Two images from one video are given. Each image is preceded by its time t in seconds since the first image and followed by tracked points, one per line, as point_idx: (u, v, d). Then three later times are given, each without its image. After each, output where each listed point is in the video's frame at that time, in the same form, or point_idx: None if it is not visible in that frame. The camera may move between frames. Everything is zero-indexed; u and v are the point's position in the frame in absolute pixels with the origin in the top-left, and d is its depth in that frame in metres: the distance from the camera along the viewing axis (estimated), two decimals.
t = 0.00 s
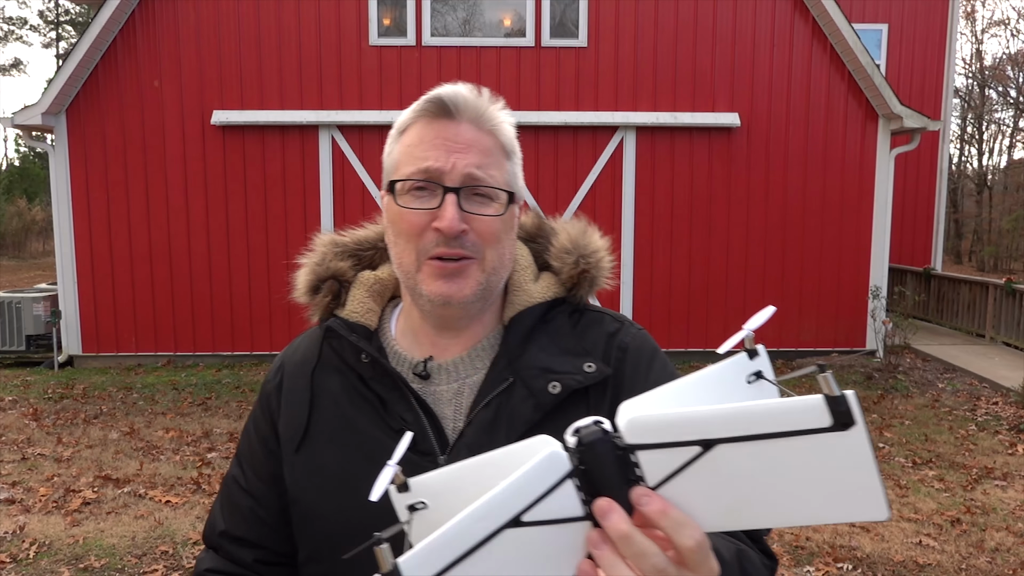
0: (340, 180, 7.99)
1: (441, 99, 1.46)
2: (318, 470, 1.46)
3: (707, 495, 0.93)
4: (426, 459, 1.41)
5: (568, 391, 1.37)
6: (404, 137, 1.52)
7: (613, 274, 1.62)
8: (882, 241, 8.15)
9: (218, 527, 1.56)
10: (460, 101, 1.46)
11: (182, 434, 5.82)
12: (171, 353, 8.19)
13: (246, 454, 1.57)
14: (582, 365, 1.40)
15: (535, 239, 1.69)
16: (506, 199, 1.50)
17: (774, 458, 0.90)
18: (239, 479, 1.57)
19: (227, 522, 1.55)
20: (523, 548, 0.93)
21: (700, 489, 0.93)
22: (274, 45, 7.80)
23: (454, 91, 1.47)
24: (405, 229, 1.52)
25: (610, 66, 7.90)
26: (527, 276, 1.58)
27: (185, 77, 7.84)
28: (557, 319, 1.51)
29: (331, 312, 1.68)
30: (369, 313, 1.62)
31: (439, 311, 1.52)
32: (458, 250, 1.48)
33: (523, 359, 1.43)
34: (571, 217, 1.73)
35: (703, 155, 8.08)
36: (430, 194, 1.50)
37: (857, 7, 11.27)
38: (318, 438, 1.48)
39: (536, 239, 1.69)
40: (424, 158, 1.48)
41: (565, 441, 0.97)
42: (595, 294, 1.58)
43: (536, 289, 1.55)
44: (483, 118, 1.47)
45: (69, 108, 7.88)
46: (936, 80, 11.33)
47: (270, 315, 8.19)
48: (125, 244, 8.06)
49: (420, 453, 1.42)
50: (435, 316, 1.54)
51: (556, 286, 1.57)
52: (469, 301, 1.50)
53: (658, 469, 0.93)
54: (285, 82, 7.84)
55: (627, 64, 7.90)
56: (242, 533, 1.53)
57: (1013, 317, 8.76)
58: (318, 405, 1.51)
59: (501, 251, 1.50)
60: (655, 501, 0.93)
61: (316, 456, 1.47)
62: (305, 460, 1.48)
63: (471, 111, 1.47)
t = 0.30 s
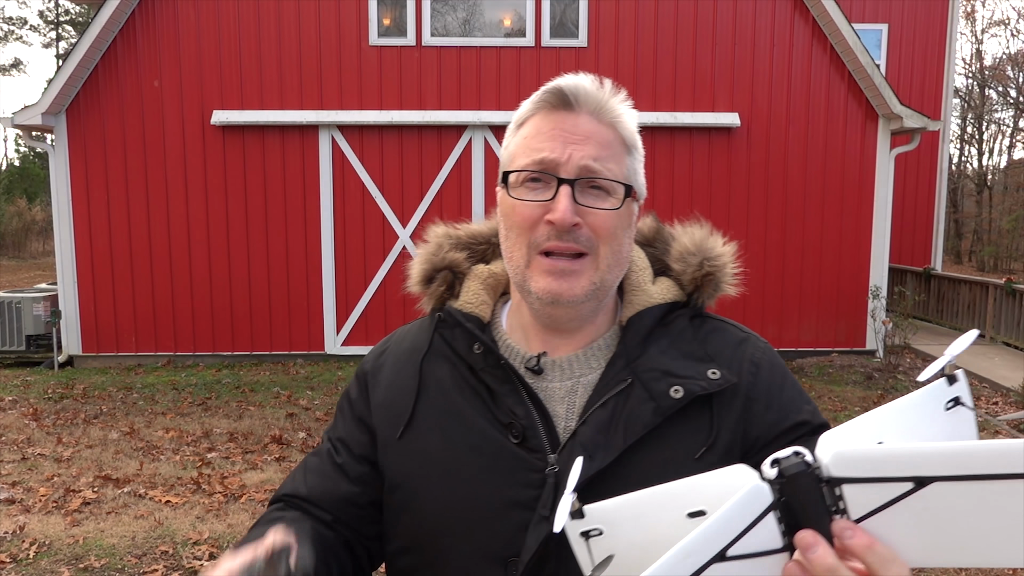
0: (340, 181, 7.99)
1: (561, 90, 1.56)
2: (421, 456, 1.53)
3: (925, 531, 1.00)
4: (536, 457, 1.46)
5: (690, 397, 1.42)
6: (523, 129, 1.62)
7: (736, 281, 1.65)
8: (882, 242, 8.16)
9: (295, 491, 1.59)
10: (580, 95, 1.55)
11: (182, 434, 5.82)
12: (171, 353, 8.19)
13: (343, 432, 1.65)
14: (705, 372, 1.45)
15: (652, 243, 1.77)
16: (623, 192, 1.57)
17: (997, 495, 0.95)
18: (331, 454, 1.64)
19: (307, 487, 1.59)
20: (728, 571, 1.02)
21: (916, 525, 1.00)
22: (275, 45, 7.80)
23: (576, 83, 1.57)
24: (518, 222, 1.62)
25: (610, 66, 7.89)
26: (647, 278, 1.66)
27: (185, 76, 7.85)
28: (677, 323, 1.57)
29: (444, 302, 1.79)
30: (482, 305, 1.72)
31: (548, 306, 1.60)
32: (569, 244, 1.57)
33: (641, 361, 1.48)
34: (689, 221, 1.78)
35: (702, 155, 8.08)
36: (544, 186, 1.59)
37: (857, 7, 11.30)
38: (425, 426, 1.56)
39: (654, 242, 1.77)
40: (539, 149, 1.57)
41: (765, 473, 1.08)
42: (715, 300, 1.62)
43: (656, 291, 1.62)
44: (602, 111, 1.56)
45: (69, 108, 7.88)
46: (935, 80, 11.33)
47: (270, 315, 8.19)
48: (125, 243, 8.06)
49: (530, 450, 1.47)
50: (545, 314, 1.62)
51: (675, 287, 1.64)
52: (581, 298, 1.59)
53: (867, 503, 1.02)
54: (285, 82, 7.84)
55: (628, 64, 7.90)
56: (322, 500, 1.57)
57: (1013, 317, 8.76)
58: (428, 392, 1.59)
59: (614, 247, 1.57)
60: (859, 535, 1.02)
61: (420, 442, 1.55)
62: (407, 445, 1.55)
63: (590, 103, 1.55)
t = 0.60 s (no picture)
0: (340, 181, 7.99)
1: (611, 95, 1.67)
2: (459, 450, 1.57)
3: (916, 357, 1.11)
4: (576, 452, 1.50)
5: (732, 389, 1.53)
6: (569, 131, 1.73)
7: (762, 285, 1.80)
8: (882, 242, 8.14)
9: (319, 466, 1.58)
10: (629, 103, 1.66)
11: (182, 433, 5.82)
12: (171, 353, 8.19)
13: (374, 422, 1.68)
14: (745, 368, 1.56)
15: (677, 251, 1.92)
16: (661, 201, 1.67)
17: (982, 319, 1.11)
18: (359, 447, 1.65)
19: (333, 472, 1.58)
20: (736, 401, 1.09)
21: (910, 353, 1.11)
22: (274, 45, 7.80)
23: (623, 90, 1.68)
24: (556, 221, 1.70)
25: (610, 66, 7.89)
26: (676, 280, 1.80)
27: (186, 76, 7.85)
28: (707, 324, 1.71)
29: (477, 298, 1.77)
30: (518, 302, 1.74)
31: (578, 304, 1.67)
32: (604, 248, 1.65)
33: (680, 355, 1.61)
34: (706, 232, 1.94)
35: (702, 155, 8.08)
36: (584, 189, 1.68)
37: (857, 7, 11.28)
38: (464, 422, 1.60)
39: (678, 251, 1.92)
40: (582, 152, 1.67)
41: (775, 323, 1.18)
42: (740, 304, 1.78)
43: (688, 292, 1.76)
44: (647, 120, 1.68)
45: (69, 108, 7.88)
46: (935, 81, 11.32)
47: (271, 315, 8.20)
48: (126, 243, 8.06)
49: (570, 445, 1.51)
50: (575, 312, 1.71)
51: (702, 291, 1.79)
52: (613, 299, 1.66)
53: (865, 341, 1.12)
54: (285, 82, 7.84)
55: (628, 64, 7.90)
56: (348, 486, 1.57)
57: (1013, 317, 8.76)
58: (465, 389, 1.64)
59: (647, 252, 1.66)
60: (862, 366, 1.10)
61: (456, 437, 1.59)
62: (443, 440, 1.59)
63: (637, 111, 1.67)
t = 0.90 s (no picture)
0: (340, 181, 7.99)
1: (564, 97, 1.68)
2: (430, 457, 1.58)
3: (833, 329, 1.08)
4: (546, 454, 1.51)
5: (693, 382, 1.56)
6: (525, 133, 1.74)
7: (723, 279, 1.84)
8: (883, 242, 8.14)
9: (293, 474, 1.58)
10: (581, 101, 1.67)
11: (182, 433, 5.82)
12: (171, 353, 8.19)
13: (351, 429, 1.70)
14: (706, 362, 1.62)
15: (638, 249, 1.97)
16: (618, 196, 1.68)
17: (886, 283, 1.09)
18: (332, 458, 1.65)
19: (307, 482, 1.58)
20: (670, 403, 1.06)
21: (830, 329, 1.08)
22: (274, 44, 7.80)
23: (576, 92, 1.69)
24: (516, 221, 1.71)
25: (610, 66, 7.89)
26: (638, 278, 1.86)
27: (186, 76, 7.85)
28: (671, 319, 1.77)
29: (444, 307, 1.80)
30: (484, 308, 1.78)
31: (542, 302, 1.68)
32: (566, 244, 1.65)
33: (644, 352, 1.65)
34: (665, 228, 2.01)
35: (703, 155, 8.08)
36: (543, 188, 1.69)
37: (857, 7, 11.30)
38: (434, 428, 1.61)
39: (640, 249, 1.97)
40: (540, 152, 1.68)
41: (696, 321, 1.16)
42: (701, 297, 1.85)
43: (649, 290, 1.81)
44: (601, 119, 1.68)
45: (69, 108, 7.87)
46: (935, 81, 11.33)
47: (271, 315, 8.20)
48: (126, 244, 8.06)
49: (540, 447, 1.53)
50: (540, 308, 1.71)
51: (663, 287, 1.85)
52: (576, 293, 1.66)
53: (780, 324, 1.09)
54: (285, 82, 7.84)
55: (627, 64, 7.90)
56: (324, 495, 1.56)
57: (1013, 317, 8.76)
58: (435, 395, 1.65)
59: (609, 247, 1.67)
60: (786, 353, 1.05)
61: (428, 445, 1.59)
62: (415, 450, 1.59)
63: (591, 110, 1.68)
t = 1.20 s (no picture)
0: (340, 181, 7.99)
1: (519, 101, 1.67)
2: (400, 456, 1.59)
3: (783, 377, 1.15)
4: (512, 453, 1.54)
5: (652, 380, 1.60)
6: (483, 137, 1.72)
7: (691, 277, 1.87)
8: (882, 242, 8.14)
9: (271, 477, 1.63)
10: (536, 104, 1.65)
11: (182, 434, 5.82)
12: (171, 353, 8.20)
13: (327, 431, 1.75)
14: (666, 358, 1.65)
15: (610, 246, 1.99)
16: (577, 198, 1.68)
17: (844, 331, 1.13)
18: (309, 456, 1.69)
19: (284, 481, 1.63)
20: (619, 454, 1.13)
21: (775, 377, 1.15)
22: (274, 45, 7.80)
23: (531, 94, 1.67)
24: (478, 228, 1.70)
25: (610, 66, 7.89)
26: (608, 277, 1.86)
27: (186, 77, 7.85)
28: (638, 317, 1.79)
29: (416, 306, 1.83)
30: (453, 309, 1.79)
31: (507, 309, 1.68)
32: (527, 250, 1.66)
33: (609, 351, 1.67)
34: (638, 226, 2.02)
35: (703, 155, 8.09)
36: (502, 194, 1.68)
37: (857, 7, 11.30)
38: (403, 427, 1.63)
39: (611, 245, 1.98)
40: (497, 158, 1.66)
41: (642, 363, 1.20)
42: (671, 295, 1.85)
43: (618, 288, 1.82)
44: (557, 120, 1.68)
45: (70, 108, 7.88)
46: (935, 80, 11.33)
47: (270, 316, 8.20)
48: (125, 244, 8.06)
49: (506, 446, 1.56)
50: (505, 315, 1.72)
51: (632, 284, 1.85)
52: (540, 298, 1.68)
53: (728, 370, 1.17)
54: (285, 82, 7.84)
55: (627, 64, 7.90)
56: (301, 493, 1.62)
57: (1014, 317, 8.76)
58: (404, 395, 1.66)
59: (570, 250, 1.68)
60: (733, 401, 1.13)
61: (398, 443, 1.61)
62: (386, 448, 1.61)
63: (547, 113, 1.67)
